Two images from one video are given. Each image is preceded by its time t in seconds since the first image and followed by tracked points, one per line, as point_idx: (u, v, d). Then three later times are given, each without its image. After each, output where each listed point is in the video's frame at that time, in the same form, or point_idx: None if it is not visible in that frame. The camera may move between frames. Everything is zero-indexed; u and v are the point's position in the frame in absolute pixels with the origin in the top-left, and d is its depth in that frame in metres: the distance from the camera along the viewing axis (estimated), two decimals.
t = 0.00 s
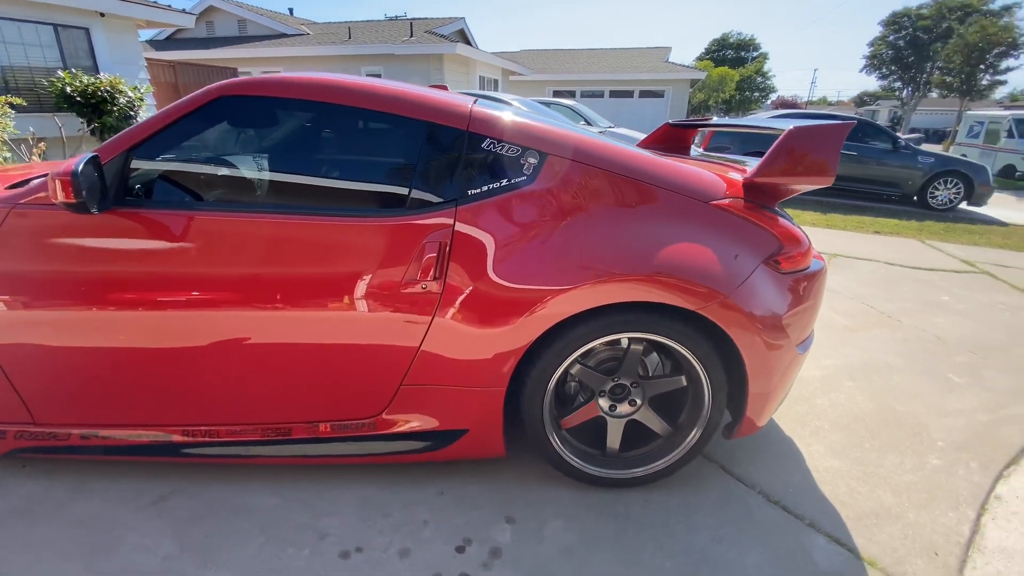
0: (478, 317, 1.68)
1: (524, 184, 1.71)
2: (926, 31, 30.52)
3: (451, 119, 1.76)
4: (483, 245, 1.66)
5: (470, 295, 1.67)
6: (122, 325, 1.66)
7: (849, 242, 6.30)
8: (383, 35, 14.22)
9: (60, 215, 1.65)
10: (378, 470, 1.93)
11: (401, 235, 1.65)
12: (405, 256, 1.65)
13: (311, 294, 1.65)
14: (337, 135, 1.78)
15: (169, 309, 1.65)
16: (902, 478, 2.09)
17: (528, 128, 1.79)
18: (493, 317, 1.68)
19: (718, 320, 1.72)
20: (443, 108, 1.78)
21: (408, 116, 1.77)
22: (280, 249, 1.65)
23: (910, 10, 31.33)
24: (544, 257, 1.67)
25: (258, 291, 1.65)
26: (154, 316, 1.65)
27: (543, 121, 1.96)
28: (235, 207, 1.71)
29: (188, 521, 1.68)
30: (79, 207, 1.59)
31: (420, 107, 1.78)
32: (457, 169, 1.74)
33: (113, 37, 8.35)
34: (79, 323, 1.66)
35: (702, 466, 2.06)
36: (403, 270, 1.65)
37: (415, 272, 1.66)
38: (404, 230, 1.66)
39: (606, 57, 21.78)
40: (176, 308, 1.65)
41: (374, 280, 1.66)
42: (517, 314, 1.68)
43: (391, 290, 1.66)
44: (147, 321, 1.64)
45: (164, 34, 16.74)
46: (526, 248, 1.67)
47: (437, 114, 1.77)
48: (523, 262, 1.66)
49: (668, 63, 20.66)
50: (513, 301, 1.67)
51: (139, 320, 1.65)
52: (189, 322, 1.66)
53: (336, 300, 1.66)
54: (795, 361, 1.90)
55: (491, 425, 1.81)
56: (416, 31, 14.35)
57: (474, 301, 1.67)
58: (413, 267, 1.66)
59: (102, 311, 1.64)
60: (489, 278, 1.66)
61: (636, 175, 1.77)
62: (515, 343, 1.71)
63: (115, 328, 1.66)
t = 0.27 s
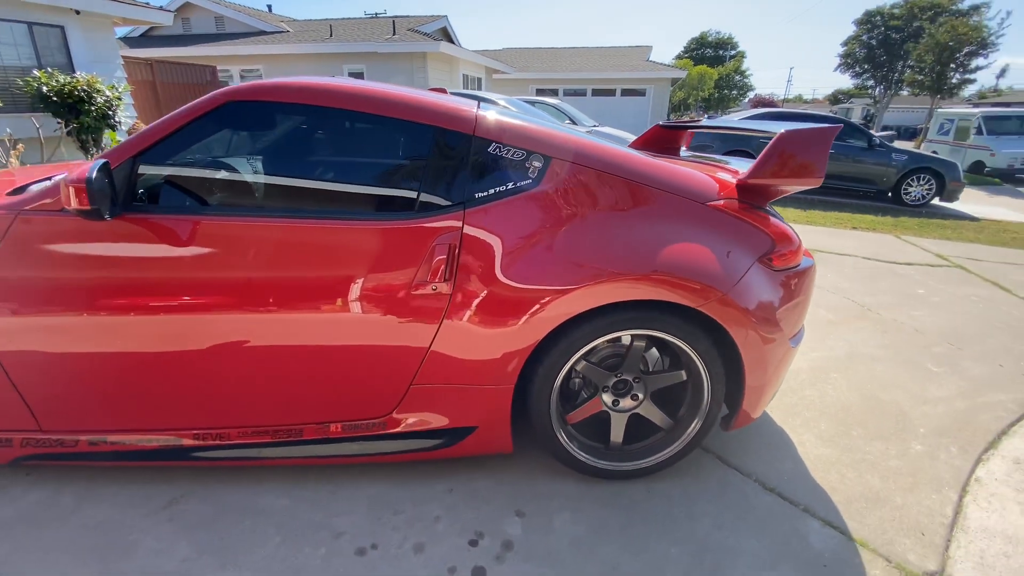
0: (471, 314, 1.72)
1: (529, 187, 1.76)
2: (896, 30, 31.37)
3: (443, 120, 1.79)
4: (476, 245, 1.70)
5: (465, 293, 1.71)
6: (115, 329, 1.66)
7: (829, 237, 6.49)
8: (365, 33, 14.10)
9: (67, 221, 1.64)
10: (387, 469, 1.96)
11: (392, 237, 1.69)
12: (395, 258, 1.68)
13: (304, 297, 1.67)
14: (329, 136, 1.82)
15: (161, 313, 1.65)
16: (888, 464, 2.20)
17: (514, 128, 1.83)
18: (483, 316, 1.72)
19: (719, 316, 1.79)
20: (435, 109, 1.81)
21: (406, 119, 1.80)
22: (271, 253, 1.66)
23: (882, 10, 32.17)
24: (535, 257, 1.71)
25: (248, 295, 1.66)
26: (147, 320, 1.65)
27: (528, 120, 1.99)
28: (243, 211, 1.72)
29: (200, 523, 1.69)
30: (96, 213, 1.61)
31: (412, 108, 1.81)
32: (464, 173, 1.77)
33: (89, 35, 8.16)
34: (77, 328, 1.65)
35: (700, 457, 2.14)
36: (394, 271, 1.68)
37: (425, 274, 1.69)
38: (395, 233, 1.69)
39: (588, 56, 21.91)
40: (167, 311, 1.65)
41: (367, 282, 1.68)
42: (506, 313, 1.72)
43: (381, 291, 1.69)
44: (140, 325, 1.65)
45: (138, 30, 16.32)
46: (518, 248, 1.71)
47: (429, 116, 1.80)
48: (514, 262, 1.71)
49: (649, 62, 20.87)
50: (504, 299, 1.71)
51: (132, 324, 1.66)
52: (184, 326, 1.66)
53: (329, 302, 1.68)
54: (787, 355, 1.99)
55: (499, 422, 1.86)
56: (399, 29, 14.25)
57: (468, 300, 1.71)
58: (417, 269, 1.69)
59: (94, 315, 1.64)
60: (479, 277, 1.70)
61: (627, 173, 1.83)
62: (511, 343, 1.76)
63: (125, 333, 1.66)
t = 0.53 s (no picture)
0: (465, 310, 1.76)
1: (536, 188, 1.81)
2: (871, 30, 32.12)
3: (437, 120, 1.84)
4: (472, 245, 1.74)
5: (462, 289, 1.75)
6: (109, 333, 1.66)
7: (811, 233, 6.67)
8: (348, 31, 14.00)
9: (81, 226, 1.64)
10: (398, 466, 2.00)
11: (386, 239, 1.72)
12: (389, 259, 1.71)
13: (299, 299, 1.69)
14: (325, 136, 1.83)
15: (157, 317, 1.66)
16: (876, 450, 2.31)
17: (504, 127, 1.88)
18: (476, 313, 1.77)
19: (719, 312, 1.87)
20: (429, 109, 1.85)
21: (407, 120, 1.83)
22: (265, 255, 1.68)
23: (857, 10, 32.90)
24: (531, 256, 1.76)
25: (240, 297, 1.68)
26: (144, 324, 1.66)
27: (516, 117, 2.04)
28: (256, 214, 1.74)
29: (217, 522, 1.71)
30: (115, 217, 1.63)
31: (405, 108, 1.84)
32: (472, 175, 1.82)
33: (67, 34, 8.05)
34: (79, 332, 1.66)
35: (699, 447, 2.22)
36: (388, 272, 1.72)
37: (437, 275, 1.73)
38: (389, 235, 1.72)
39: (571, 54, 22.04)
40: (160, 316, 1.66)
41: (363, 284, 1.71)
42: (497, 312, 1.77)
43: (375, 291, 1.72)
44: (137, 329, 1.66)
45: (114, 28, 15.99)
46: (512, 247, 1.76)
47: (423, 115, 1.83)
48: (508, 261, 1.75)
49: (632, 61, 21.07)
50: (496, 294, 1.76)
51: (129, 328, 1.67)
52: (182, 329, 1.68)
53: (325, 303, 1.70)
54: (781, 347, 2.08)
55: (508, 417, 1.91)
56: (383, 27, 14.18)
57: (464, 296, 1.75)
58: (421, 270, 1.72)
59: (88, 320, 1.65)
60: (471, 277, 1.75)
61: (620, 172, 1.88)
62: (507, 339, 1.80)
63: (140, 336, 1.67)
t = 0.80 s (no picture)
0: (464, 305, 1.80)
1: (547, 187, 1.86)
2: (851, 29, 32.72)
3: (430, 116, 1.86)
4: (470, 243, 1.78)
5: (460, 285, 1.79)
6: (112, 335, 1.67)
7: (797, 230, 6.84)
8: (335, 29, 13.91)
9: (99, 228, 1.66)
10: (412, 460, 2.04)
11: (383, 238, 1.75)
12: (387, 258, 1.74)
13: (298, 298, 1.71)
14: (324, 137, 1.86)
15: (156, 317, 1.67)
16: (869, 437, 2.41)
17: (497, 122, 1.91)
18: (474, 309, 1.81)
19: (723, 306, 1.95)
20: (422, 106, 1.88)
21: (418, 121, 1.86)
22: (264, 255, 1.70)
23: (837, 10, 33.49)
24: (529, 254, 1.80)
25: (237, 298, 1.69)
26: (144, 325, 1.67)
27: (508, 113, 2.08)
28: (272, 215, 1.76)
29: (237, 518, 1.74)
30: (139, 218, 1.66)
31: (401, 107, 1.87)
32: (483, 175, 1.86)
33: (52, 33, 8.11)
34: (79, 333, 1.66)
35: (702, 437, 2.29)
36: (386, 271, 1.75)
37: (451, 273, 1.78)
38: (387, 234, 1.75)
39: (558, 53, 22.13)
40: (160, 317, 1.67)
41: (362, 283, 1.74)
42: (496, 308, 1.82)
43: (373, 290, 1.75)
44: (136, 330, 1.67)
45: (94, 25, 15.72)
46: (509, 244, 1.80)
47: (418, 112, 1.86)
48: (506, 258, 1.80)
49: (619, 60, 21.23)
50: (493, 290, 1.80)
51: (129, 329, 1.67)
52: (183, 329, 1.69)
53: (322, 302, 1.73)
54: (780, 339, 2.15)
55: (520, 410, 1.97)
56: (371, 25, 14.11)
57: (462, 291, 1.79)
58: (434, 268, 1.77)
59: (98, 321, 1.65)
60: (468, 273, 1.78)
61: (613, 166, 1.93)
62: (505, 334, 1.85)
63: (159, 336, 1.69)
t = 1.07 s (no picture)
0: (464, 302, 1.83)
1: (561, 187, 1.91)
2: (836, 29, 33.17)
3: (427, 115, 1.89)
4: (470, 242, 1.81)
5: (461, 282, 1.81)
6: (116, 335, 1.66)
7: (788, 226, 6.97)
8: (326, 27, 13.84)
9: (125, 229, 1.65)
10: (429, 455, 2.09)
11: (384, 238, 1.77)
12: (389, 258, 1.76)
13: (300, 297, 1.72)
14: (328, 137, 1.87)
15: (159, 318, 1.66)
16: (867, 426, 2.50)
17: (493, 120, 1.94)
18: (476, 305, 1.84)
19: (732, 301, 2.01)
20: (419, 105, 1.90)
21: (434, 122, 1.90)
22: (265, 254, 1.70)
23: (822, 9, 33.92)
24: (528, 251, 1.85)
25: (237, 297, 1.69)
26: (146, 325, 1.66)
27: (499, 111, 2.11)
28: (293, 215, 1.79)
29: (263, 513, 1.78)
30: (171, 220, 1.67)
31: (399, 106, 1.89)
32: (498, 175, 1.91)
33: (40, 32, 8.13)
34: (83, 334, 1.64)
35: (709, 429, 2.37)
36: (386, 270, 1.77)
37: (471, 271, 1.81)
38: (388, 234, 1.77)
39: (549, 52, 22.21)
40: (161, 317, 1.66)
41: (365, 283, 1.76)
42: (497, 304, 1.85)
43: (374, 289, 1.76)
44: (138, 331, 1.65)
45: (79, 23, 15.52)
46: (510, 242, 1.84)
47: (415, 111, 1.89)
48: (506, 256, 1.83)
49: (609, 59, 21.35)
50: (494, 287, 1.84)
51: (133, 329, 1.66)
52: (210, 328, 1.70)
53: (324, 302, 1.74)
54: (784, 333, 2.23)
55: (536, 404, 2.02)
56: (362, 23, 14.07)
57: (464, 288, 1.82)
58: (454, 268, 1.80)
59: (126, 321, 1.65)
60: (470, 271, 1.81)
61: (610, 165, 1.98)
62: (506, 330, 1.89)
63: (186, 335, 1.69)
